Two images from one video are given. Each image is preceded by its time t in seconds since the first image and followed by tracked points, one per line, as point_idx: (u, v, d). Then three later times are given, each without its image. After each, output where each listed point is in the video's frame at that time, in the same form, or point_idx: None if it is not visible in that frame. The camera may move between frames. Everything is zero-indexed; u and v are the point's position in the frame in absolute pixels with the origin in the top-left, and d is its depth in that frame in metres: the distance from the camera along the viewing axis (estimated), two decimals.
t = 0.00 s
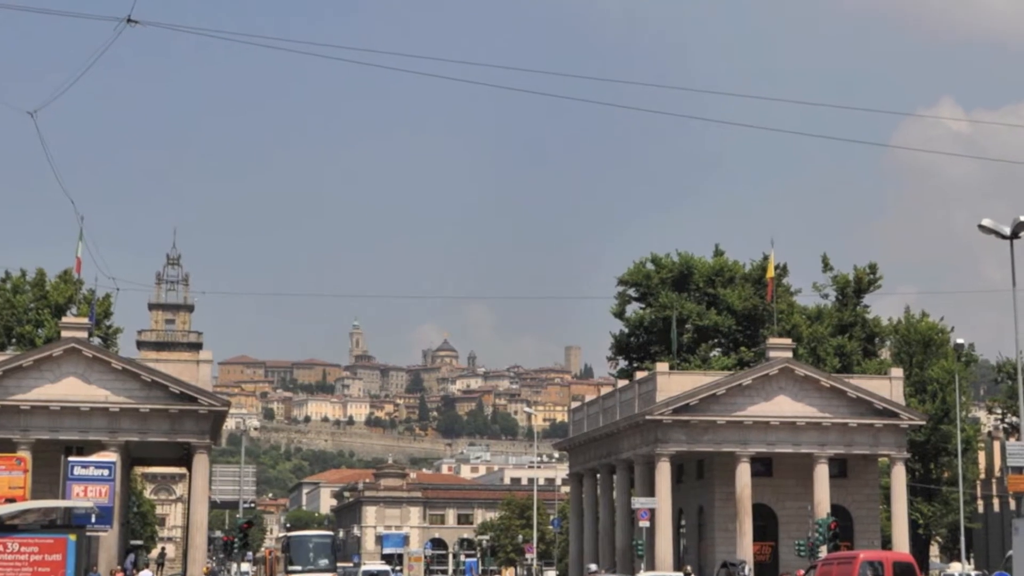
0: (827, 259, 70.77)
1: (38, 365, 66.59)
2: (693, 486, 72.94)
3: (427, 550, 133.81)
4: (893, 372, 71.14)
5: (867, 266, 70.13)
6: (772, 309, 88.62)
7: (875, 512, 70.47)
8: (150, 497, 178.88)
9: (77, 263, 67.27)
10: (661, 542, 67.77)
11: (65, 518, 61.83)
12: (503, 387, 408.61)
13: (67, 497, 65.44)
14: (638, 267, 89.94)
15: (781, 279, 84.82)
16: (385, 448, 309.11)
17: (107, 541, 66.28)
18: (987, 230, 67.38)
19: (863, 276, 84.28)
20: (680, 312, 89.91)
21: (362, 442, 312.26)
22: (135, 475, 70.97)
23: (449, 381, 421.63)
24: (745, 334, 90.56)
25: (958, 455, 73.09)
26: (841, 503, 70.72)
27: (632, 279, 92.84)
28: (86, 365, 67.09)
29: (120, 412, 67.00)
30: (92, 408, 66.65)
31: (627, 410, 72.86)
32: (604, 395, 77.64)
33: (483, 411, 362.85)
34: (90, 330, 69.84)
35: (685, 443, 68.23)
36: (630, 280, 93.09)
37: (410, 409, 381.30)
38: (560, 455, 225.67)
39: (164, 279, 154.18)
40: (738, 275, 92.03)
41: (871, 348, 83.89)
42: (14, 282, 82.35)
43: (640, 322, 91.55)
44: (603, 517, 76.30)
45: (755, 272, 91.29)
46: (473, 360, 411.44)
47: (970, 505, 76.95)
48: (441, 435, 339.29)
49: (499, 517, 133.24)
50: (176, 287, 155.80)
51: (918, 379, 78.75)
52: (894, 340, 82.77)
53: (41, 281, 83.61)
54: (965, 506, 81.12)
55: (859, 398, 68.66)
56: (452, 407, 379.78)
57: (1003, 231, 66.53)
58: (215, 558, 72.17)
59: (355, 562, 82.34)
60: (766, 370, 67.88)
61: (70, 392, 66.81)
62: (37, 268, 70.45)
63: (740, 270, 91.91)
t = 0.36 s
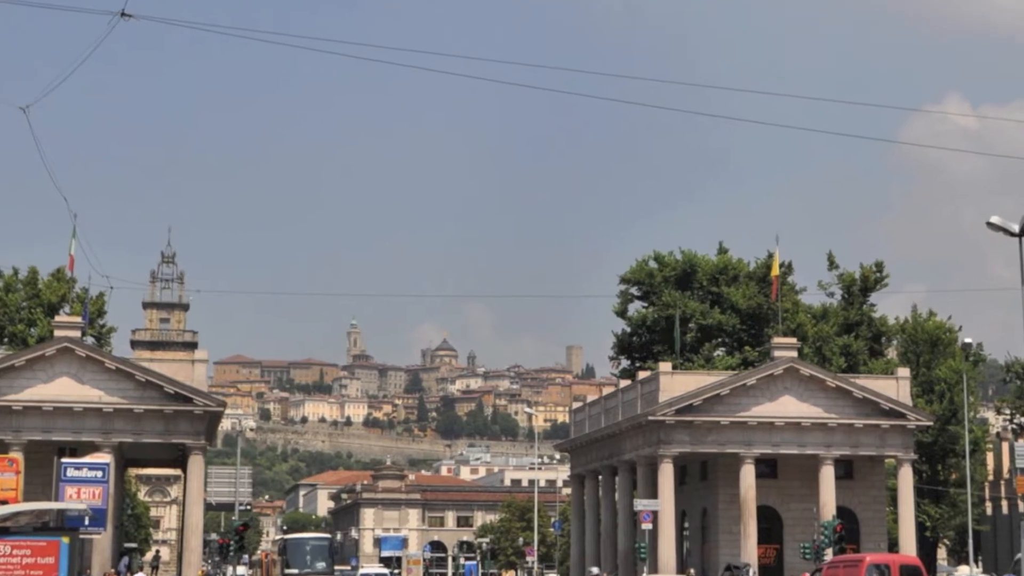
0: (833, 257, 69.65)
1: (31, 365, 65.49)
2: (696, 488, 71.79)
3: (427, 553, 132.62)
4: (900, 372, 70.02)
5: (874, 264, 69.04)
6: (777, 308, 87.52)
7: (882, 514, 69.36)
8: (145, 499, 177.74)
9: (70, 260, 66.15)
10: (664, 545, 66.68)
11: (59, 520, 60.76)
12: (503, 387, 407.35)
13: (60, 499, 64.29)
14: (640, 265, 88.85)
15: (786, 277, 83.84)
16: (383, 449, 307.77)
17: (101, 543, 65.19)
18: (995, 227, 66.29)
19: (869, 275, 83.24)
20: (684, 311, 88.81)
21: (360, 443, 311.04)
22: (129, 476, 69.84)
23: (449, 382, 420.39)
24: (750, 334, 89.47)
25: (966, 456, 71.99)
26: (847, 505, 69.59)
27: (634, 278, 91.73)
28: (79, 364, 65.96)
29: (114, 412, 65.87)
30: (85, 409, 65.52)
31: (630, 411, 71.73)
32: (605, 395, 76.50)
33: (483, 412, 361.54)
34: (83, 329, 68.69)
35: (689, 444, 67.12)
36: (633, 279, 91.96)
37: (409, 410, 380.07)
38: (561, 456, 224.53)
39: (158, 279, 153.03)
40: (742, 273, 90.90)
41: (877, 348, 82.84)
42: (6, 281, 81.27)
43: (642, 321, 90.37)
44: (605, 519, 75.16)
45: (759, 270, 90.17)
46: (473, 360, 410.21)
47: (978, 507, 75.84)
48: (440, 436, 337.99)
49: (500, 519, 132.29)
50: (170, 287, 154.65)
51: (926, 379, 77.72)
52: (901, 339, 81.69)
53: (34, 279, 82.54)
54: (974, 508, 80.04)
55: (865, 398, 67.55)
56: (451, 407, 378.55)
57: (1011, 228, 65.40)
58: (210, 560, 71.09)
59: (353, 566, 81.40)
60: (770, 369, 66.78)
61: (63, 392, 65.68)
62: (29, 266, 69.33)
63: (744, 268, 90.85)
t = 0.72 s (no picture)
0: (839, 255, 68.60)
1: (23, 365, 64.40)
2: (699, 490, 70.69)
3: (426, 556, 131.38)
4: (907, 372, 68.92)
5: (880, 262, 68.01)
6: (781, 307, 86.50)
7: (888, 516, 68.29)
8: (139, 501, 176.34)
9: (63, 258, 65.05)
10: (668, 548, 65.57)
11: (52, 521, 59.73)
12: (503, 387, 405.94)
13: (52, 501, 63.22)
14: (643, 263, 87.80)
15: (791, 276, 82.93)
16: (381, 450, 306.35)
17: (95, 546, 64.09)
18: (1003, 225, 65.27)
19: (875, 273, 82.21)
20: (687, 310, 87.75)
21: (357, 444, 309.56)
22: (123, 478, 68.78)
23: (448, 382, 418.96)
24: (754, 333, 88.40)
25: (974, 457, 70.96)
26: (853, 507, 68.51)
27: (636, 276, 90.65)
28: (72, 364, 64.87)
29: (108, 413, 64.81)
30: (79, 409, 64.44)
31: (632, 411, 70.60)
32: (607, 396, 75.40)
33: (482, 412, 360.09)
34: (77, 328, 67.62)
35: (692, 445, 66.04)
36: (635, 277, 90.89)
37: (408, 410, 378.60)
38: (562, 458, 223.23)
39: (152, 278, 151.64)
40: (746, 271, 89.83)
41: (883, 347, 81.81)
42: None
43: (645, 320, 89.25)
44: (607, 522, 74.04)
45: (763, 268, 89.11)
46: (474, 360, 408.87)
47: (986, 509, 74.78)
48: (439, 436, 336.63)
49: (500, 522, 131.22)
50: (165, 285, 153.23)
51: (932, 379, 76.77)
52: (908, 338, 80.62)
53: (26, 278, 81.45)
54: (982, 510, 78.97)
55: (871, 398, 66.47)
56: (450, 408, 377.14)
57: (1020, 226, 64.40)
58: (206, 564, 69.99)
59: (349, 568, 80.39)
60: (775, 369, 65.71)
61: (56, 392, 64.58)
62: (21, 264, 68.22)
63: (748, 266, 89.76)
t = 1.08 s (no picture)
0: (845, 253, 67.53)
1: (15, 365, 63.37)
2: (703, 491, 69.63)
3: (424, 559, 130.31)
4: (914, 372, 67.86)
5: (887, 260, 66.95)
6: (786, 305, 85.49)
7: (895, 518, 67.22)
8: (134, 503, 174.98)
9: (56, 256, 63.98)
10: (671, 551, 64.51)
11: (45, 525, 58.69)
12: (503, 387, 404.65)
13: (45, 503, 62.24)
14: (645, 261, 86.75)
15: (796, 274, 81.99)
16: (379, 451, 305.12)
17: (89, 549, 63.06)
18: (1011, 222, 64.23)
19: (882, 271, 81.19)
20: (690, 309, 86.73)
21: (355, 445, 308.14)
22: (117, 480, 67.79)
23: (448, 382, 417.53)
24: (758, 332, 87.37)
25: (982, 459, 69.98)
26: (859, 509, 67.46)
27: (639, 275, 89.59)
28: (65, 364, 63.81)
29: (101, 413, 63.79)
30: (72, 410, 63.42)
31: (635, 412, 69.52)
32: (609, 396, 74.31)
33: (482, 412, 358.72)
34: (70, 328, 66.57)
35: (695, 446, 64.98)
36: (637, 276, 89.83)
37: (406, 411, 377.32)
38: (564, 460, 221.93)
39: (147, 276, 150.31)
40: (750, 269, 88.76)
41: (890, 347, 80.86)
42: None
43: (648, 319, 88.16)
44: (609, 524, 73.00)
45: (768, 266, 88.06)
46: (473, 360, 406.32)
47: (994, 511, 73.83)
48: (439, 437, 335.34)
49: (500, 524, 130.17)
50: (159, 285, 151.79)
51: (940, 379, 75.81)
52: (914, 338, 79.65)
53: (18, 276, 80.43)
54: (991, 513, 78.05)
55: (878, 399, 65.41)
56: (450, 408, 375.82)
57: None
58: (201, 567, 69.04)
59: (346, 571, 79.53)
60: (780, 369, 64.66)
61: (49, 392, 63.55)
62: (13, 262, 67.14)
63: (752, 265, 88.72)
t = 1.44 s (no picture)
0: (851, 251, 66.51)
1: (8, 364, 62.34)
2: (706, 493, 68.59)
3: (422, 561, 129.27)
4: (921, 372, 66.82)
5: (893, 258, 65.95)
6: (791, 304, 84.60)
7: (901, 521, 66.21)
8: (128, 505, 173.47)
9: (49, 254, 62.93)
10: (674, 555, 63.48)
11: (37, 527, 57.65)
12: (503, 388, 403.33)
13: (38, 505, 61.22)
14: (648, 260, 85.75)
15: (801, 272, 81.18)
16: (378, 453, 303.76)
17: (82, 552, 62.04)
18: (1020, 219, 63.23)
19: (888, 270, 80.38)
20: (693, 308, 85.75)
21: (353, 447, 306.80)
22: (111, 482, 66.75)
23: (449, 383, 416.03)
24: (762, 331, 86.41)
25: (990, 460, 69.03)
26: (865, 512, 66.44)
27: (642, 273, 88.58)
28: (58, 364, 62.78)
29: (95, 414, 62.77)
30: (65, 410, 62.41)
31: (637, 412, 68.50)
32: (611, 396, 73.27)
33: (482, 413, 357.40)
34: (63, 327, 65.52)
35: (698, 448, 63.96)
36: (640, 274, 88.85)
37: (405, 412, 375.99)
38: (564, 461, 220.67)
39: (142, 275, 148.99)
40: (754, 267, 87.81)
41: (896, 346, 80.01)
42: None
43: (650, 319, 87.11)
44: (611, 526, 71.97)
45: (772, 265, 87.12)
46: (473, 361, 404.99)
47: (1002, 513, 72.89)
48: (438, 438, 334.06)
49: (500, 526, 129.13)
50: (153, 283, 150.30)
51: (947, 379, 74.93)
52: (921, 337, 78.79)
53: (11, 274, 79.40)
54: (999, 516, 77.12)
55: (884, 399, 64.38)
56: (450, 409, 374.47)
57: None
58: (196, 570, 68.01)
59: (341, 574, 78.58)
60: (784, 369, 63.63)
61: (42, 392, 62.52)
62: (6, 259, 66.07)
63: (757, 263, 87.73)
